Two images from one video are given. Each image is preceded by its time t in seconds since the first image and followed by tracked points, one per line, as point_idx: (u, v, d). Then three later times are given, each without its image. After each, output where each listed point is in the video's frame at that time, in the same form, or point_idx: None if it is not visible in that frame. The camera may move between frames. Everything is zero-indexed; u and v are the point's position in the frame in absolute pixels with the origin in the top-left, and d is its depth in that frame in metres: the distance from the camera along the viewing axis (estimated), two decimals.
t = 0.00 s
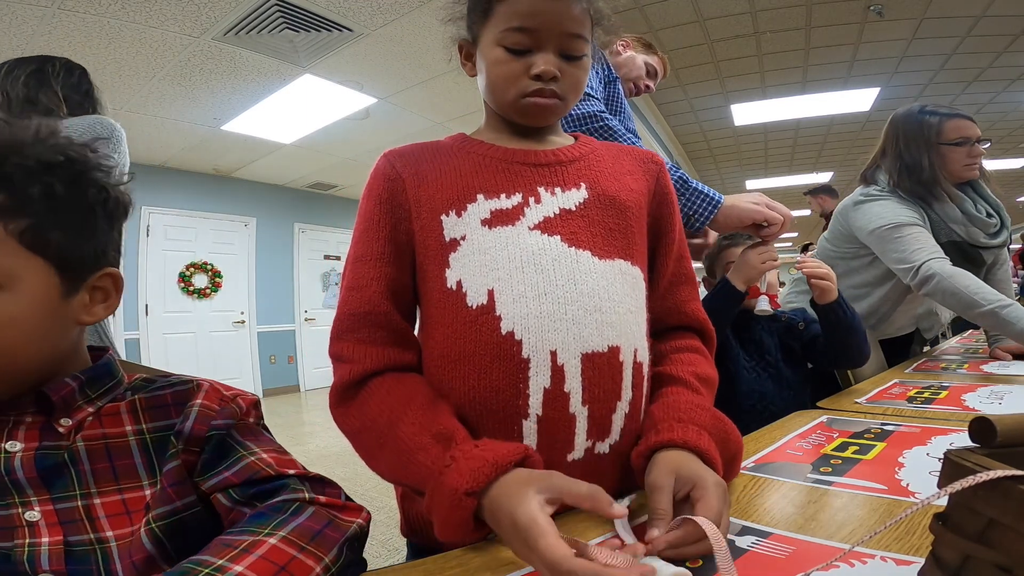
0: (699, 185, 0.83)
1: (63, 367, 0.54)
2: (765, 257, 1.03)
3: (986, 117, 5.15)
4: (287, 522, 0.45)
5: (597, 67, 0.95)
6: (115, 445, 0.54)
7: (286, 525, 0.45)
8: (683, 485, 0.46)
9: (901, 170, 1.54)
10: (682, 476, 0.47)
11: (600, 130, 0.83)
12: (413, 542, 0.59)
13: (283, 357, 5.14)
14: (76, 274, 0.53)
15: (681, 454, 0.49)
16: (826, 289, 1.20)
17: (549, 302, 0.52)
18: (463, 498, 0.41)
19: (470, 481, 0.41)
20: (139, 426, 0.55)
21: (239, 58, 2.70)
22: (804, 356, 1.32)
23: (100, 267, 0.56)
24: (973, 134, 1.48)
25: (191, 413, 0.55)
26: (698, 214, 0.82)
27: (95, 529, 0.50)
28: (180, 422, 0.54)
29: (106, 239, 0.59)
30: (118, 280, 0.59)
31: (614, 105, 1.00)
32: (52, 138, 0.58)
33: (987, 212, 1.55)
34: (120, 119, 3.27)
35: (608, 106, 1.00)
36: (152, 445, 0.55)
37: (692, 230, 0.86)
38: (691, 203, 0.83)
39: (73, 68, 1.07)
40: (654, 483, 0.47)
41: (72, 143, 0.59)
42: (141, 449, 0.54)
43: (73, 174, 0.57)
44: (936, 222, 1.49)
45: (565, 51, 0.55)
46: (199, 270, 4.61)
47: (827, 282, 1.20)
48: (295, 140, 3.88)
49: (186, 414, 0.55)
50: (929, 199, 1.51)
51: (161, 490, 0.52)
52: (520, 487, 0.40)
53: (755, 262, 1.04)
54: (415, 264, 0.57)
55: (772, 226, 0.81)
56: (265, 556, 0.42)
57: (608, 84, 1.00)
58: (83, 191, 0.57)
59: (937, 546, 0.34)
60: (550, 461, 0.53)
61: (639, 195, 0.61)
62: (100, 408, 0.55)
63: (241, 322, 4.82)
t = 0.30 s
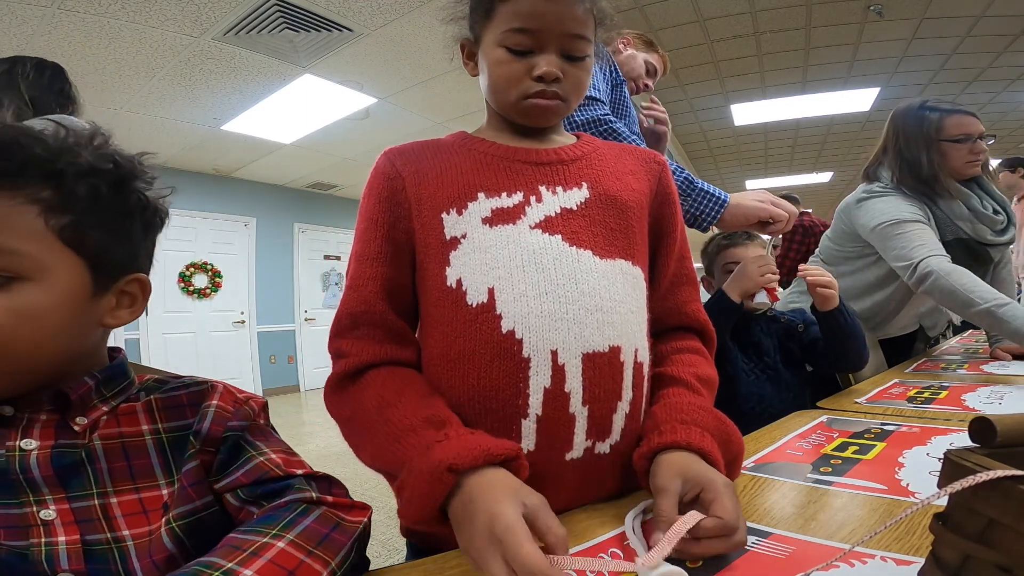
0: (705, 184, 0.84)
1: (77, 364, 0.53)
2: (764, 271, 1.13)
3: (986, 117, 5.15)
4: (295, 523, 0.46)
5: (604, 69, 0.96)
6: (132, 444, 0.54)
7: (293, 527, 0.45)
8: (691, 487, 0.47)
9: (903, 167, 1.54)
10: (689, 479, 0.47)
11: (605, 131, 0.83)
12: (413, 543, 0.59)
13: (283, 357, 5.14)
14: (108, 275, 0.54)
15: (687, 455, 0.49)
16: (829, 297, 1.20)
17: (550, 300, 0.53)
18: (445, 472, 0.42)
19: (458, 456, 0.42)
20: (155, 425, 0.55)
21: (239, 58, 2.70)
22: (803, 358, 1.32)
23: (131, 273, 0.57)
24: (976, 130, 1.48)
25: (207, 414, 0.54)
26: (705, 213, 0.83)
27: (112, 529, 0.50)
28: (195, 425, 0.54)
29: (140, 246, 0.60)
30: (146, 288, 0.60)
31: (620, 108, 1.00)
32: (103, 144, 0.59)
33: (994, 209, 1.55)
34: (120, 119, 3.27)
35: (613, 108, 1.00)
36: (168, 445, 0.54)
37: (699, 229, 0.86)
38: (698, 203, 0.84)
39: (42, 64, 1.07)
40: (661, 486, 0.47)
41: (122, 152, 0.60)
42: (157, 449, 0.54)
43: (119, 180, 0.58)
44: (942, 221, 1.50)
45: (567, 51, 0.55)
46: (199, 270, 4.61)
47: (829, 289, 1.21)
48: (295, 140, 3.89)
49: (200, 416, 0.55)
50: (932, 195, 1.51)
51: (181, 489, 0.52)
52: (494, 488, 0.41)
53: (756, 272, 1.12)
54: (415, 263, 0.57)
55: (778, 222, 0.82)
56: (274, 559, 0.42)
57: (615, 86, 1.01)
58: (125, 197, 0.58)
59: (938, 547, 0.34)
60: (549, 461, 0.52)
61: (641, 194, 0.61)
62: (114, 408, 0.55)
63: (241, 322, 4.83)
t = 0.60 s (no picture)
0: (709, 181, 0.84)
1: (79, 367, 0.53)
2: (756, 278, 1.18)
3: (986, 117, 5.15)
4: (300, 523, 0.46)
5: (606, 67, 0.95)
6: (124, 446, 0.54)
7: (299, 526, 0.45)
8: (702, 491, 0.46)
9: (905, 167, 1.54)
10: (699, 484, 0.46)
11: (608, 130, 0.83)
12: (413, 543, 0.59)
13: (283, 357, 5.14)
14: (116, 282, 0.54)
15: (693, 458, 0.49)
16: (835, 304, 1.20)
17: (549, 301, 0.52)
18: (439, 460, 0.42)
19: (453, 446, 0.43)
20: (149, 428, 0.55)
21: (239, 58, 2.70)
22: (802, 359, 1.32)
23: (139, 279, 0.58)
24: (980, 131, 1.48)
25: (207, 420, 0.54)
26: (710, 209, 0.84)
27: (98, 530, 0.50)
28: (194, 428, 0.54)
29: (151, 253, 0.61)
30: (151, 294, 0.60)
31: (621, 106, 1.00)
32: (120, 149, 0.60)
33: (994, 210, 1.55)
34: (120, 119, 3.27)
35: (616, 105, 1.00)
36: (161, 447, 0.55)
37: (705, 225, 0.87)
38: (703, 199, 0.84)
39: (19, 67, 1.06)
40: (673, 493, 0.46)
41: (138, 156, 0.62)
42: (149, 451, 0.54)
43: (134, 187, 0.59)
44: (941, 221, 1.48)
45: (567, 49, 0.55)
46: (199, 270, 4.61)
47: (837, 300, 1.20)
48: (295, 140, 3.89)
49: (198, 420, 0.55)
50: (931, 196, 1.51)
51: (172, 493, 0.52)
52: (489, 486, 0.41)
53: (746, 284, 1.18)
54: (415, 262, 0.57)
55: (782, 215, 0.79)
56: (276, 551, 0.42)
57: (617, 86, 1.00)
58: (140, 203, 0.59)
59: (937, 546, 0.34)
60: (548, 461, 0.52)
61: (642, 194, 0.61)
62: (110, 410, 0.55)
63: (240, 322, 4.82)
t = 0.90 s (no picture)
0: (702, 183, 0.86)
1: (96, 369, 0.53)
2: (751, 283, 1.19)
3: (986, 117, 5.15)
4: (299, 521, 0.46)
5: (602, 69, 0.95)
6: (129, 451, 0.54)
7: (296, 523, 0.46)
8: (709, 486, 0.46)
9: (903, 167, 1.53)
10: (707, 479, 0.46)
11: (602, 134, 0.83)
12: (411, 543, 0.60)
13: (283, 357, 5.14)
14: (138, 291, 0.55)
15: (699, 453, 0.49)
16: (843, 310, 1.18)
17: (550, 303, 0.52)
18: (446, 464, 0.42)
19: (458, 449, 0.42)
20: (153, 433, 0.55)
21: (239, 58, 2.70)
22: (802, 360, 1.32)
23: (162, 287, 0.58)
24: (975, 129, 1.47)
25: (215, 425, 0.54)
26: (703, 212, 0.85)
27: (102, 534, 0.50)
28: (201, 433, 0.54)
29: (175, 263, 0.61)
30: (172, 300, 0.60)
31: (618, 108, 1.00)
32: (151, 157, 0.61)
33: (995, 209, 1.56)
34: (120, 119, 3.28)
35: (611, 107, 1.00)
36: (165, 452, 0.55)
37: (699, 226, 0.89)
38: (696, 201, 0.86)
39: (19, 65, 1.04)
40: (679, 484, 0.46)
41: (165, 165, 0.62)
42: (154, 456, 0.54)
43: (162, 196, 0.59)
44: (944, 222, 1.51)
45: (554, 35, 0.55)
46: (199, 270, 4.60)
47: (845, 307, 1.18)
48: (295, 140, 3.89)
49: (203, 425, 0.55)
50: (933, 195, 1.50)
51: (174, 496, 0.52)
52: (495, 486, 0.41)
53: (741, 290, 1.19)
54: (414, 262, 0.57)
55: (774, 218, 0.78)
56: (265, 552, 0.42)
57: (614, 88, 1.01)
58: (167, 213, 0.60)
59: (937, 546, 0.34)
60: (547, 463, 0.52)
61: (644, 197, 0.61)
62: (115, 415, 0.55)
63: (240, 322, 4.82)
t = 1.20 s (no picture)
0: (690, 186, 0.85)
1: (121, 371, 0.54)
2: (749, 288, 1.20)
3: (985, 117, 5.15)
4: (314, 521, 0.46)
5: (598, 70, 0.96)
6: (146, 448, 0.53)
7: (312, 524, 0.45)
8: (663, 494, 0.45)
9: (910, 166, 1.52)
10: (665, 482, 0.46)
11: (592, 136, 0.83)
12: (411, 543, 0.60)
13: (283, 357, 5.14)
14: (164, 295, 0.56)
15: (674, 450, 0.48)
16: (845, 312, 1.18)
17: (552, 305, 0.52)
18: (490, 470, 0.42)
19: (501, 455, 0.43)
20: (170, 431, 0.55)
21: (239, 58, 2.70)
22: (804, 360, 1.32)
23: (186, 289, 0.59)
24: (977, 126, 1.47)
25: (230, 421, 0.55)
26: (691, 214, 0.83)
27: (120, 529, 0.49)
28: (217, 431, 0.54)
29: (199, 268, 0.62)
30: (197, 301, 0.61)
31: (614, 109, 1.01)
32: (174, 159, 0.60)
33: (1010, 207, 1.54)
34: (121, 119, 3.27)
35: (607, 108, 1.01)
36: (182, 449, 0.54)
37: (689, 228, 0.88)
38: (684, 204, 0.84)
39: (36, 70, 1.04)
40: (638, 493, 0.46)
41: (190, 168, 0.62)
42: (171, 453, 0.54)
43: (183, 201, 0.59)
44: (959, 221, 1.49)
45: (501, 11, 0.55)
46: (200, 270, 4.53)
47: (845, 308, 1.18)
48: (295, 140, 3.89)
49: (217, 423, 0.55)
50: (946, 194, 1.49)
51: (197, 488, 0.51)
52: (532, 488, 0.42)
53: (739, 296, 1.19)
54: (415, 259, 0.57)
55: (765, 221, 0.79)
56: (289, 549, 0.42)
57: (610, 89, 1.02)
58: (189, 217, 0.60)
59: (937, 546, 0.34)
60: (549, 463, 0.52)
61: (647, 195, 0.61)
62: (130, 414, 0.55)
63: (240, 322, 4.82)
